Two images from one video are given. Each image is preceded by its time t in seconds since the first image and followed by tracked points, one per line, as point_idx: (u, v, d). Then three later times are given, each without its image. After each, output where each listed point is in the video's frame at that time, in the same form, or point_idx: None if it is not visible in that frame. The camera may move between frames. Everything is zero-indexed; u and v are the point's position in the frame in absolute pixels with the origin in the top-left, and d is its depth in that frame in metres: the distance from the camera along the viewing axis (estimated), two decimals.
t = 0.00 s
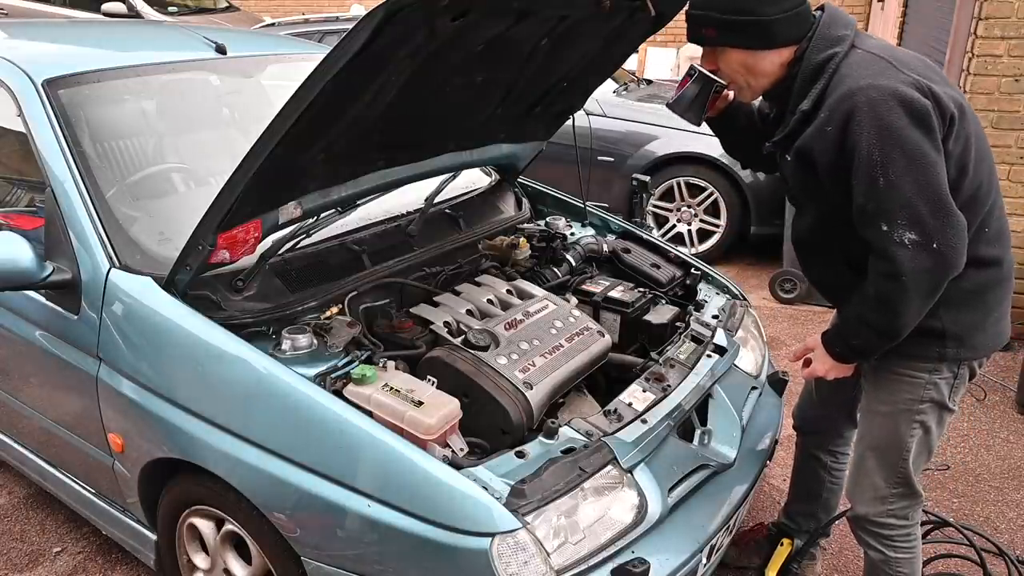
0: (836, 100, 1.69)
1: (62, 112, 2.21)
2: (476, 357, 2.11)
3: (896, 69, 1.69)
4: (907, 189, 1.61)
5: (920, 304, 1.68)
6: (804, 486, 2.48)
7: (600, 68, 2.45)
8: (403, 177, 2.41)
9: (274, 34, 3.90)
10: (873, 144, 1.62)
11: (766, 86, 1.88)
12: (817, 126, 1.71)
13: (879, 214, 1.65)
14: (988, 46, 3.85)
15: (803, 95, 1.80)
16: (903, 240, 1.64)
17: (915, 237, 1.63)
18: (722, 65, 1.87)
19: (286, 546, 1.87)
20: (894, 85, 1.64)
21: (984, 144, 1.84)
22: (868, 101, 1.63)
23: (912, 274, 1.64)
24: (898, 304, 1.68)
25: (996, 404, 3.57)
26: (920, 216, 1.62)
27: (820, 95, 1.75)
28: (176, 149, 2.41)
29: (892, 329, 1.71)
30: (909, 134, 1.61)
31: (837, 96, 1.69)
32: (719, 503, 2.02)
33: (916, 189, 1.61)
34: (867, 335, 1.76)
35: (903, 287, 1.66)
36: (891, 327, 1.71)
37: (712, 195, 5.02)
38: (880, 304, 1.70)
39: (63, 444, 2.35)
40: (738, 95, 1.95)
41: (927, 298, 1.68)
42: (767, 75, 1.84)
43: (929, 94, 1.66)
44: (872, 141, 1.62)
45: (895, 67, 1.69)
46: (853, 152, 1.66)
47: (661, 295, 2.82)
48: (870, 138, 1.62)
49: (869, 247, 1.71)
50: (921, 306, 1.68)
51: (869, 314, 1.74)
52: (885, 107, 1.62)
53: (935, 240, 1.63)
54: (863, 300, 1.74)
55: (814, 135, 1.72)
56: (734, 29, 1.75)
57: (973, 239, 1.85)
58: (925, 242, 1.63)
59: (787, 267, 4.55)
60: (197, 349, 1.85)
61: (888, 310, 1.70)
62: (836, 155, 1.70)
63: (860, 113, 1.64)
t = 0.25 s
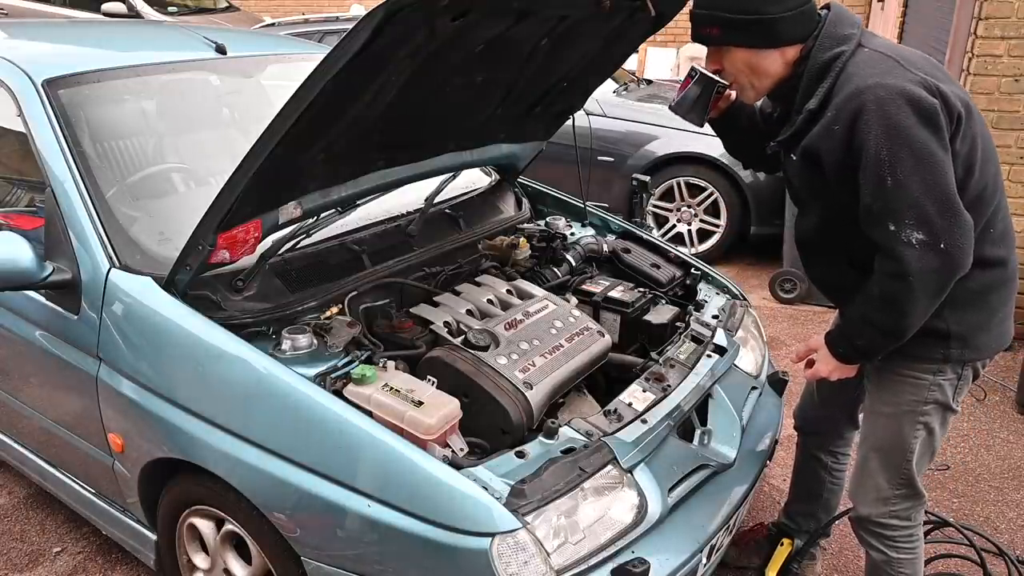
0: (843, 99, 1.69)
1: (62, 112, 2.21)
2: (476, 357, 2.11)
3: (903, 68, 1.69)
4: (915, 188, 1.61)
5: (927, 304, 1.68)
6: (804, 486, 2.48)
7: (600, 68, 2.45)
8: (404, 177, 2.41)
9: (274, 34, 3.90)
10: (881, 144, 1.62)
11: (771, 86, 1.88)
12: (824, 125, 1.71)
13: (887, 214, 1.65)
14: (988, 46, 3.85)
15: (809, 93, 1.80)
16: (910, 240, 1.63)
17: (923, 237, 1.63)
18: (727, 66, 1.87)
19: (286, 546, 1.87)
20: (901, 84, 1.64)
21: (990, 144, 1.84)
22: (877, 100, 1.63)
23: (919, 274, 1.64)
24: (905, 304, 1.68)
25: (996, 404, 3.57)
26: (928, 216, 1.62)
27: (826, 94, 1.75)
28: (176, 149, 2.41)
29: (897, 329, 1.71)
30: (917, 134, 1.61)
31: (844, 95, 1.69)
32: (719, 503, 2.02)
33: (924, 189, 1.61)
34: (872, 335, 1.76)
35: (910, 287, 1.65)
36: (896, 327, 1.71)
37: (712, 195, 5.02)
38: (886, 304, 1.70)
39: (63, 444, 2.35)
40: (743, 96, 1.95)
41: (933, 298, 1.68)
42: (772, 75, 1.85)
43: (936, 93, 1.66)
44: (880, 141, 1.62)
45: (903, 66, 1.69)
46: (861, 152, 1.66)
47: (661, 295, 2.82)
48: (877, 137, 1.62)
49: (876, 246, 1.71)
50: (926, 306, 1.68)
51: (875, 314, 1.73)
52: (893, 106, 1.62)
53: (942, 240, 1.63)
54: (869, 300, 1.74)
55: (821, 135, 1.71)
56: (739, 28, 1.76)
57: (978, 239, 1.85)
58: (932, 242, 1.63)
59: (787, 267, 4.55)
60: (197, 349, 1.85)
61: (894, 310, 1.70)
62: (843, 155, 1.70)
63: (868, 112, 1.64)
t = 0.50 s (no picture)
0: (848, 102, 1.68)
1: (62, 112, 2.21)
2: (476, 357, 2.11)
3: (908, 70, 1.69)
4: (921, 192, 1.61)
5: (933, 306, 1.68)
6: (804, 486, 2.48)
7: (600, 68, 2.44)
8: (403, 177, 2.41)
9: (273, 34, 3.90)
10: (887, 147, 1.62)
11: (773, 92, 1.88)
12: (829, 128, 1.71)
13: (893, 217, 1.64)
14: (988, 46, 3.85)
15: (812, 97, 1.80)
16: (918, 244, 1.63)
17: (930, 241, 1.63)
18: (728, 80, 1.86)
19: (286, 546, 1.87)
20: (906, 86, 1.64)
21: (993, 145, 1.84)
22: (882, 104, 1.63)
23: (925, 277, 1.64)
24: (911, 306, 1.68)
25: (996, 404, 3.57)
26: (935, 219, 1.62)
27: (829, 98, 1.74)
28: (176, 149, 2.41)
29: (902, 332, 1.71)
30: (923, 137, 1.61)
31: (848, 97, 1.69)
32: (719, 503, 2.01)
33: (930, 192, 1.61)
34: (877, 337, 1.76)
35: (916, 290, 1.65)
36: (902, 329, 1.71)
37: (712, 195, 5.02)
38: (892, 307, 1.70)
39: (63, 444, 2.35)
40: (746, 102, 1.95)
41: (938, 300, 1.68)
42: (773, 82, 1.84)
43: (941, 96, 1.66)
44: (886, 144, 1.62)
45: (906, 69, 1.69)
46: (866, 155, 1.65)
47: (662, 295, 2.82)
48: (883, 140, 1.62)
49: (881, 250, 1.71)
50: (932, 308, 1.68)
51: (879, 317, 1.73)
52: (899, 109, 1.62)
53: (949, 243, 1.62)
54: (874, 303, 1.74)
55: (825, 138, 1.71)
56: (736, 45, 1.75)
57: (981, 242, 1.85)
58: (939, 246, 1.63)
59: (787, 267, 4.55)
60: (197, 349, 1.85)
61: (900, 312, 1.70)
62: (848, 158, 1.70)
63: (874, 115, 1.63)
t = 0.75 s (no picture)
0: (843, 124, 1.68)
1: (62, 111, 2.21)
2: (476, 357, 2.11)
3: (899, 87, 1.68)
4: (925, 209, 1.60)
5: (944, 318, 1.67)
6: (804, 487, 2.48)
7: (599, 68, 2.44)
8: (403, 177, 2.41)
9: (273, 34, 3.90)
10: (887, 168, 1.61)
11: (762, 114, 1.87)
12: (825, 151, 1.70)
13: (898, 237, 1.63)
14: (988, 46, 3.84)
15: (805, 117, 1.79)
16: (925, 261, 1.62)
17: (937, 257, 1.62)
18: (717, 108, 1.85)
19: (286, 546, 1.87)
20: (900, 105, 1.64)
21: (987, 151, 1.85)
22: (880, 123, 1.62)
23: (934, 290, 1.63)
24: (920, 321, 1.67)
25: (996, 404, 3.57)
26: (940, 235, 1.61)
27: (823, 118, 1.74)
28: (176, 149, 2.41)
29: (911, 344, 1.71)
30: (923, 156, 1.60)
31: (843, 120, 1.68)
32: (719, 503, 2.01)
33: (934, 209, 1.60)
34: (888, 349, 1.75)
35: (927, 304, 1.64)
36: (913, 342, 1.71)
37: (712, 195, 5.03)
38: (902, 321, 1.69)
39: (63, 444, 2.35)
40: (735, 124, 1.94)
41: (948, 311, 1.67)
42: (761, 107, 1.84)
43: (934, 111, 1.66)
44: (886, 165, 1.61)
45: (898, 87, 1.69)
46: (866, 176, 1.64)
47: (662, 296, 2.81)
48: (883, 161, 1.61)
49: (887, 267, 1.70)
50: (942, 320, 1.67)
51: (889, 331, 1.72)
52: (896, 129, 1.61)
53: (955, 257, 1.62)
54: (883, 317, 1.73)
55: (823, 160, 1.71)
56: (723, 77, 1.74)
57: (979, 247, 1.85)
58: (946, 260, 1.62)
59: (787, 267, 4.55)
60: (197, 349, 1.85)
61: (912, 326, 1.69)
62: (847, 178, 1.69)
63: (871, 137, 1.63)
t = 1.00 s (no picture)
0: (804, 140, 1.69)
1: (62, 111, 2.21)
2: (476, 357, 2.11)
3: (850, 96, 1.70)
4: (896, 209, 1.61)
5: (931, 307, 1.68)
6: (804, 487, 2.48)
7: (600, 68, 2.44)
8: (403, 177, 2.41)
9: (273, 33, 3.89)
10: (854, 176, 1.62)
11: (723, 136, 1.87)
12: (792, 167, 1.71)
13: (876, 239, 1.64)
14: (988, 46, 3.84)
15: (765, 138, 1.79)
16: (906, 256, 1.63)
17: (916, 251, 1.63)
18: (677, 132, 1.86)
19: (285, 546, 1.87)
20: (856, 113, 1.65)
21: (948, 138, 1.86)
22: (840, 134, 1.64)
23: (919, 282, 1.64)
24: (911, 313, 1.68)
25: (996, 404, 3.57)
26: (915, 230, 1.62)
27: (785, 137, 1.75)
28: (176, 149, 2.41)
29: (905, 336, 1.72)
30: (887, 158, 1.62)
31: (803, 135, 1.69)
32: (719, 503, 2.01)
33: (906, 207, 1.61)
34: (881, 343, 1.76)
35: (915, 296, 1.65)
36: (905, 334, 1.71)
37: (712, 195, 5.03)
38: (891, 316, 1.70)
39: (63, 444, 2.35)
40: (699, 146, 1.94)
41: (935, 301, 1.68)
42: (720, 130, 1.84)
43: (889, 114, 1.68)
44: (853, 172, 1.62)
45: (851, 96, 1.71)
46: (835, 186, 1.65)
47: (662, 296, 2.81)
48: (848, 170, 1.62)
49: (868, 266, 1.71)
50: (930, 308, 1.68)
51: (881, 327, 1.73)
52: (858, 137, 1.63)
53: (934, 248, 1.63)
54: (872, 313, 1.74)
55: (791, 177, 1.72)
56: (680, 107, 1.74)
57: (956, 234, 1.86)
58: (926, 252, 1.63)
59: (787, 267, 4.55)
60: (197, 349, 1.85)
61: (904, 319, 1.69)
62: (817, 191, 1.70)
63: (833, 148, 1.64)
